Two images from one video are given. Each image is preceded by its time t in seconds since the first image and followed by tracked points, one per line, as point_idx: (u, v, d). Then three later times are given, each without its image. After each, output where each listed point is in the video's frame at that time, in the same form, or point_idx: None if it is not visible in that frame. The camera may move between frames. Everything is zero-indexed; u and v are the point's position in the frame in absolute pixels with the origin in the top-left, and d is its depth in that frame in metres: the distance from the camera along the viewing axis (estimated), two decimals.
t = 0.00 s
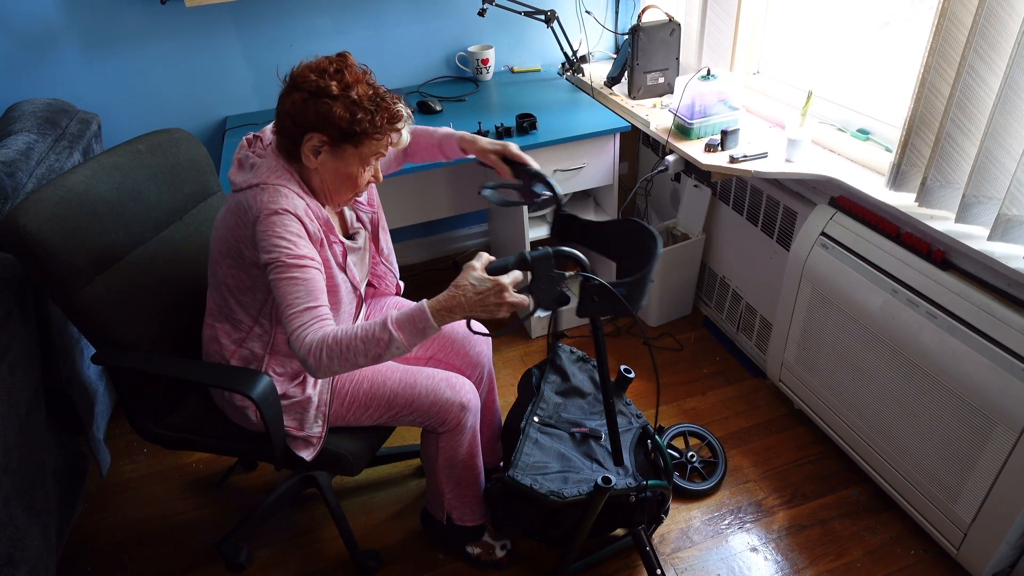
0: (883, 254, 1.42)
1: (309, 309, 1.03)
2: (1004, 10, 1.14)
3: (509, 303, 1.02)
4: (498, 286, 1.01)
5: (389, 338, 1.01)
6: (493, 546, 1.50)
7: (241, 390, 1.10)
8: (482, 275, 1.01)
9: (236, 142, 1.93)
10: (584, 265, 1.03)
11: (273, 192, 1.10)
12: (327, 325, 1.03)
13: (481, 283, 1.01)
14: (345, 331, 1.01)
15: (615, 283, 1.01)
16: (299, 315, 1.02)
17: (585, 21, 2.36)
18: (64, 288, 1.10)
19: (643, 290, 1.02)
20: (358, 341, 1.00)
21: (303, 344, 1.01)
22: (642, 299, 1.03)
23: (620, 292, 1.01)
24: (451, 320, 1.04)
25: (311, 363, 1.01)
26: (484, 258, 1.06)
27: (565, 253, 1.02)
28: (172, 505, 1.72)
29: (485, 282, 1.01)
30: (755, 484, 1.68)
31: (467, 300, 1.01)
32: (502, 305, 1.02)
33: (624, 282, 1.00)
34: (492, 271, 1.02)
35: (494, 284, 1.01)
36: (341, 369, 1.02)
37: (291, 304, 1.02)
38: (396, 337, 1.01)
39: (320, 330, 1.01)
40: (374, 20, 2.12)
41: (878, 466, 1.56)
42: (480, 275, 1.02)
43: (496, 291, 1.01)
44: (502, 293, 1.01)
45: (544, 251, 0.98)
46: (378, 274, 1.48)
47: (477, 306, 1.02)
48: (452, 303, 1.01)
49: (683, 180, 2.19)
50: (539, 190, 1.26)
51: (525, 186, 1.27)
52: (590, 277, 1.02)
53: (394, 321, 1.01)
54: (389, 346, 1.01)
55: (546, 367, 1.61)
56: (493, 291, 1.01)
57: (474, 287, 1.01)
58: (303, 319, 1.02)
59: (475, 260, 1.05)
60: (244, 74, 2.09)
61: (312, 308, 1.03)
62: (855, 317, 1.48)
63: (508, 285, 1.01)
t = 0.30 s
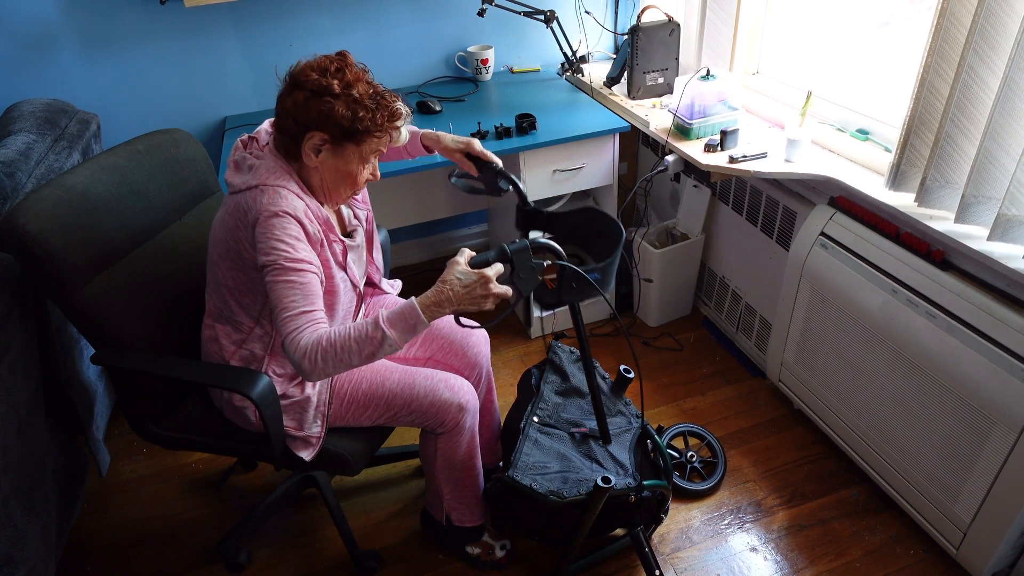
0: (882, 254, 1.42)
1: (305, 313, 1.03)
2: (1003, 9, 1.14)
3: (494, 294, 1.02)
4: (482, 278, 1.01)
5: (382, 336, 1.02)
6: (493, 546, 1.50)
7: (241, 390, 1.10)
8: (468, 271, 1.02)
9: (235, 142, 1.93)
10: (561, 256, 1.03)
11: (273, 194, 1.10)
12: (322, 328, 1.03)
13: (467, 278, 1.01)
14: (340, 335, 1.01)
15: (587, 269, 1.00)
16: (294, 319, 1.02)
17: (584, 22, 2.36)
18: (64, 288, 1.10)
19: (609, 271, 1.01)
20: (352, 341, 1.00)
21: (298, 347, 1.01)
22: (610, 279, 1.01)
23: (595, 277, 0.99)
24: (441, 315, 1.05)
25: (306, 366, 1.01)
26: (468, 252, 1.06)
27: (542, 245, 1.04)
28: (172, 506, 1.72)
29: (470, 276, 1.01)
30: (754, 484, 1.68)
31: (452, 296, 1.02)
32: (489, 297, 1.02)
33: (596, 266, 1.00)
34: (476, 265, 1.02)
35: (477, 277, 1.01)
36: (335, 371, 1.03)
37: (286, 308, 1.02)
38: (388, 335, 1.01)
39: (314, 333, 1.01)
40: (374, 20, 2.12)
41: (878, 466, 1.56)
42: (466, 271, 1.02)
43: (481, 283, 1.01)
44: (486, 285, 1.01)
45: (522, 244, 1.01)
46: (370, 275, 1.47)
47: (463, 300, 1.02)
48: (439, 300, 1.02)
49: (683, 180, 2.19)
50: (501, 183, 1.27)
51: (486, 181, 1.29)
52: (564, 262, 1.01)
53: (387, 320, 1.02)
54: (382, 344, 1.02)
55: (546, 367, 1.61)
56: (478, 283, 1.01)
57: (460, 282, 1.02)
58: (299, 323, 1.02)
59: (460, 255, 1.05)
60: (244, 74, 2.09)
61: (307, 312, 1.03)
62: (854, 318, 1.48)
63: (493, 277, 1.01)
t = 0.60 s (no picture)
0: (883, 255, 1.42)
1: (318, 311, 1.03)
2: (1003, 10, 1.14)
3: (508, 291, 1.04)
4: (496, 275, 1.03)
5: (399, 333, 1.03)
6: (493, 546, 1.50)
7: (242, 390, 1.10)
8: (481, 267, 1.04)
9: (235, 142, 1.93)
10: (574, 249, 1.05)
11: (277, 194, 1.09)
12: (336, 326, 1.03)
13: (481, 274, 1.03)
14: (356, 333, 1.02)
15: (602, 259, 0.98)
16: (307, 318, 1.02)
17: (584, 21, 2.36)
18: (63, 288, 1.10)
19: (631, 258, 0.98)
20: (368, 338, 1.02)
21: (313, 346, 1.01)
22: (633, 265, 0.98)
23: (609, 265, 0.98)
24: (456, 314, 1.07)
25: (322, 364, 1.02)
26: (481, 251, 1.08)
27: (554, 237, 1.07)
28: (172, 505, 1.72)
29: (483, 274, 1.04)
30: (754, 484, 1.68)
31: (467, 293, 1.04)
32: (503, 293, 1.04)
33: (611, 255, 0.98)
34: (488, 263, 1.05)
35: (492, 273, 1.03)
36: (346, 369, 1.03)
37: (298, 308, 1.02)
38: (405, 332, 1.03)
39: (329, 330, 1.02)
40: (374, 20, 2.12)
41: (877, 466, 1.56)
42: (479, 267, 1.04)
43: (494, 280, 1.03)
44: (500, 281, 1.03)
45: (534, 239, 1.02)
46: (369, 278, 1.46)
47: (478, 296, 1.04)
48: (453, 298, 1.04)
49: (683, 180, 2.19)
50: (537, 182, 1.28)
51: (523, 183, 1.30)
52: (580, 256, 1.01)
53: (404, 318, 1.03)
54: (399, 342, 1.03)
55: (546, 367, 1.61)
56: (491, 280, 1.03)
57: (473, 279, 1.04)
58: (312, 321, 1.02)
59: (472, 254, 1.07)
60: (244, 74, 2.09)
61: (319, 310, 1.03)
62: (855, 318, 1.48)
63: (507, 274, 1.03)
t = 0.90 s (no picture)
0: (883, 254, 1.42)
1: (323, 307, 1.03)
2: (1003, 10, 1.14)
3: (522, 300, 1.03)
4: (509, 284, 1.03)
5: (406, 334, 1.03)
6: (493, 547, 1.50)
7: (242, 390, 1.10)
8: (495, 276, 1.04)
9: (235, 142, 1.93)
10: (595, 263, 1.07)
11: (281, 190, 1.09)
12: (342, 322, 1.03)
13: (494, 283, 1.03)
14: (362, 331, 1.01)
15: (627, 273, 1.01)
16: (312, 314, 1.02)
17: (584, 21, 2.36)
18: (63, 287, 1.10)
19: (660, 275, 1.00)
20: (376, 337, 1.02)
21: (318, 341, 1.01)
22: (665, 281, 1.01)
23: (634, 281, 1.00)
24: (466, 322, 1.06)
25: (327, 360, 1.02)
26: (496, 260, 1.08)
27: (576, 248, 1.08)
28: (172, 505, 1.72)
29: (497, 282, 1.03)
30: (754, 484, 1.68)
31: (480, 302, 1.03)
32: (516, 303, 1.03)
33: (635, 270, 1.00)
34: (504, 271, 1.04)
35: (505, 282, 1.03)
36: (348, 367, 1.03)
37: (303, 303, 1.03)
38: (413, 335, 1.03)
39: (335, 327, 1.02)
40: (374, 21, 2.12)
41: (876, 465, 1.56)
42: (493, 276, 1.04)
43: (508, 289, 1.03)
44: (513, 290, 1.03)
45: (552, 248, 1.00)
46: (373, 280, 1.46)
47: (493, 305, 1.04)
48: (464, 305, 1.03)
49: (682, 180, 2.17)
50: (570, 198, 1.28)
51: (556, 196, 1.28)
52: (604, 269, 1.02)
53: (412, 320, 1.03)
54: (406, 344, 1.03)
55: (546, 367, 1.61)
56: (505, 289, 1.03)
57: (486, 288, 1.03)
58: (318, 317, 1.02)
59: (488, 263, 1.07)
60: (244, 74, 2.09)
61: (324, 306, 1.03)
62: (855, 316, 1.48)
63: (520, 282, 1.03)
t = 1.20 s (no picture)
0: (883, 254, 1.42)
1: (329, 308, 1.03)
2: (1003, 10, 1.14)
3: (528, 304, 1.03)
4: (516, 288, 1.02)
5: (413, 338, 1.03)
6: (493, 547, 1.50)
7: (242, 391, 1.10)
8: (502, 279, 1.04)
9: (234, 143, 1.93)
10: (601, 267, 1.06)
11: (285, 192, 1.09)
12: (348, 324, 1.03)
13: (501, 287, 1.03)
14: (369, 333, 1.02)
15: (633, 278, 1.01)
16: (317, 316, 1.02)
17: (583, 22, 2.36)
18: (63, 287, 1.10)
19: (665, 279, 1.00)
20: (383, 340, 1.02)
21: (325, 343, 1.01)
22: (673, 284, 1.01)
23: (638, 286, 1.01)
24: (473, 326, 1.06)
25: (333, 362, 1.02)
26: (504, 263, 1.08)
27: (582, 253, 1.07)
28: (172, 506, 1.72)
29: (503, 286, 1.03)
30: (754, 484, 1.68)
31: (487, 305, 1.03)
32: (522, 307, 1.04)
33: (641, 276, 1.00)
34: (511, 275, 1.04)
35: (511, 287, 1.03)
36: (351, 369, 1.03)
37: (308, 305, 1.02)
38: (419, 338, 1.03)
39: (341, 329, 1.02)
40: (373, 21, 2.12)
41: (876, 465, 1.56)
42: (499, 280, 1.04)
43: (514, 294, 1.03)
44: (519, 295, 1.03)
45: (559, 252, 1.01)
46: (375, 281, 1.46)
47: (499, 309, 1.04)
48: (470, 309, 1.04)
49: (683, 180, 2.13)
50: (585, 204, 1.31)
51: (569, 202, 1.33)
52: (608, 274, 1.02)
53: (419, 323, 1.04)
54: (412, 346, 1.03)
55: (546, 367, 1.62)
56: (511, 293, 1.03)
57: (493, 292, 1.03)
58: (324, 319, 1.02)
59: (495, 266, 1.07)
60: (243, 75, 2.09)
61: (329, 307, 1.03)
62: (855, 317, 1.48)
63: (527, 287, 1.02)
